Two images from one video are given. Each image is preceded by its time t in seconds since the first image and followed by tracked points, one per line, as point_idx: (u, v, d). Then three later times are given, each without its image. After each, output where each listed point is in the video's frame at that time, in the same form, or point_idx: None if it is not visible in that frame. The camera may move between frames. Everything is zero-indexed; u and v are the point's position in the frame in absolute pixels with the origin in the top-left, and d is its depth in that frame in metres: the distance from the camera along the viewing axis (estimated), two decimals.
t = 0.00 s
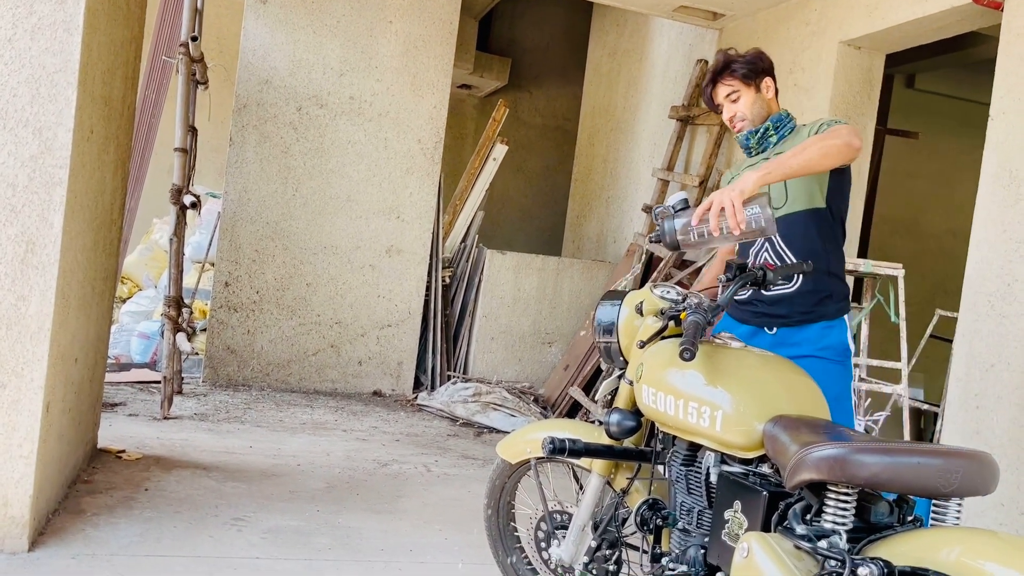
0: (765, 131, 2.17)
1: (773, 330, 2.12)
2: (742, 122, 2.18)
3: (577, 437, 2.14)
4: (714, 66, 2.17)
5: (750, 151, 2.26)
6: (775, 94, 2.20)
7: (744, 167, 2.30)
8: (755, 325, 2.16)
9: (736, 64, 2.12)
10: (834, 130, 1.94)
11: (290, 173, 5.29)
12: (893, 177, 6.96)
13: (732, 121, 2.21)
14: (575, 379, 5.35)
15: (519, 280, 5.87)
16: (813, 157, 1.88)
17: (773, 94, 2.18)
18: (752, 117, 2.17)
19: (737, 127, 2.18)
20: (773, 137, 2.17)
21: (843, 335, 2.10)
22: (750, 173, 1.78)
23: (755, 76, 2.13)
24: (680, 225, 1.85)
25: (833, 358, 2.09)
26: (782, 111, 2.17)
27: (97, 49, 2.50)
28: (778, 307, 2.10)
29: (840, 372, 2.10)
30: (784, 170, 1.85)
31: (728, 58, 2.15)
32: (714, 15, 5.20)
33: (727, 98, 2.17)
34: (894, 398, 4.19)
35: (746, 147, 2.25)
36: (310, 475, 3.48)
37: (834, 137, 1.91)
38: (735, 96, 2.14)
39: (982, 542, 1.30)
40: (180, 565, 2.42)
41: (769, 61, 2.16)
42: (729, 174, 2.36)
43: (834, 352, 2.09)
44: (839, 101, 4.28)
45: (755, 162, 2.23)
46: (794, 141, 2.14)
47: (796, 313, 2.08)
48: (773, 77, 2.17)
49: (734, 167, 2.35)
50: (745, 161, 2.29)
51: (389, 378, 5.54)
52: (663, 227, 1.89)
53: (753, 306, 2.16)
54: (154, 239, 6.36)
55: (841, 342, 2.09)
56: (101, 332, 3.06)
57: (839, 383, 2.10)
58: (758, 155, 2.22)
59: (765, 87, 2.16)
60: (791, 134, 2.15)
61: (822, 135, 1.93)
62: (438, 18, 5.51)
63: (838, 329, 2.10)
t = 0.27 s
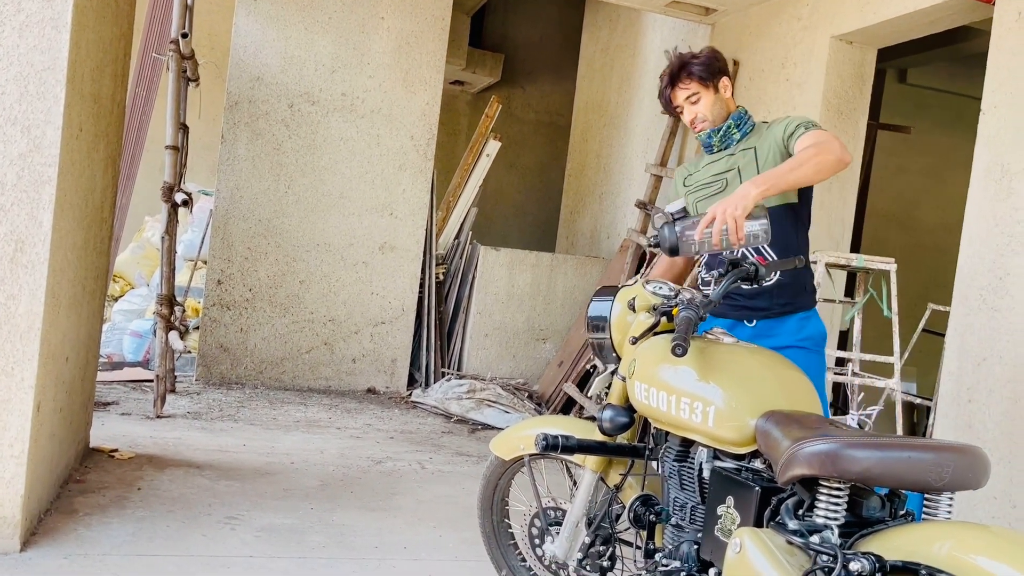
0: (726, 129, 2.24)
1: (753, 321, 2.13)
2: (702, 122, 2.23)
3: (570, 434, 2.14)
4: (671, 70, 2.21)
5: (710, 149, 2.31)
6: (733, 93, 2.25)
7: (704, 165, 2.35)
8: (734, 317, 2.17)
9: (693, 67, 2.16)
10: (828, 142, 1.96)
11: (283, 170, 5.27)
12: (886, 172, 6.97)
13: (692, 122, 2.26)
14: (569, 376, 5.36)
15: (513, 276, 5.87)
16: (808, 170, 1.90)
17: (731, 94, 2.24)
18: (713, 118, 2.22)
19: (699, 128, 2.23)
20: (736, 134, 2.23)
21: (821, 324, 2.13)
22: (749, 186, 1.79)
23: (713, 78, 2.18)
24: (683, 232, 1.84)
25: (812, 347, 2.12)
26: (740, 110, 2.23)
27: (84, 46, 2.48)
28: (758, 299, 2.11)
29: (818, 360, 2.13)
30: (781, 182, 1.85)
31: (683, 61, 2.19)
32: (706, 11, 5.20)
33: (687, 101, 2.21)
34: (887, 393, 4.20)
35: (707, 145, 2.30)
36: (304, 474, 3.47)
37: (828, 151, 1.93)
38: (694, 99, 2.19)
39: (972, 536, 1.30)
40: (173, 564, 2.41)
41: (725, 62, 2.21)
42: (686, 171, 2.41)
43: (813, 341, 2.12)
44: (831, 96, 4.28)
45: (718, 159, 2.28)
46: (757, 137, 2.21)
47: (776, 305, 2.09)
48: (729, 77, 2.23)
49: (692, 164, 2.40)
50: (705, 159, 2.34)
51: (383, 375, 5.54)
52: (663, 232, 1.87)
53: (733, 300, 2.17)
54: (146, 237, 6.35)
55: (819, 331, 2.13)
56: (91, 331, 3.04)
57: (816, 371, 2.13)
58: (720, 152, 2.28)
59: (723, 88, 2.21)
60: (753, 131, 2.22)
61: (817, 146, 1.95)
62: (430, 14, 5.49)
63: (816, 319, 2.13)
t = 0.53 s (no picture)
0: (706, 128, 2.32)
1: (732, 316, 2.20)
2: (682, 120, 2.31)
3: (561, 431, 2.13)
4: (654, 66, 2.28)
5: (688, 145, 2.39)
6: (713, 94, 2.34)
7: (684, 159, 2.43)
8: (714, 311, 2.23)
9: (675, 66, 2.24)
10: (803, 166, 2.05)
11: (272, 168, 5.25)
12: (875, 167, 6.99)
13: (672, 119, 2.34)
14: (561, 372, 5.36)
15: (504, 273, 5.86)
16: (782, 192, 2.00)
17: (712, 95, 2.32)
18: (694, 116, 2.31)
19: (680, 125, 2.32)
20: (715, 133, 2.32)
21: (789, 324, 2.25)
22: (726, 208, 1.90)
23: (694, 77, 2.26)
24: (659, 238, 1.90)
25: (781, 345, 2.23)
26: (720, 110, 2.32)
27: (69, 44, 2.46)
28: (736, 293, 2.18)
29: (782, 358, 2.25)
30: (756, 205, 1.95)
31: (666, 59, 2.27)
32: (696, 7, 5.19)
33: (669, 98, 2.29)
34: (877, 387, 4.21)
35: (687, 141, 2.38)
36: (296, 473, 3.46)
37: (802, 175, 2.03)
38: (677, 97, 2.27)
39: (960, 530, 1.30)
40: (162, 565, 2.40)
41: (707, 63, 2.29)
42: (663, 167, 2.48)
43: (783, 339, 2.23)
44: (820, 91, 4.29)
45: (696, 156, 2.36)
46: (734, 135, 2.30)
47: (755, 302, 2.18)
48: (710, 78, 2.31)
49: (667, 160, 2.48)
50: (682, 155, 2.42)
51: (374, 373, 5.53)
52: (637, 236, 1.93)
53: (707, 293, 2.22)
54: (135, 236, 6.32)
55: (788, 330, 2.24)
56: (79, 331, 3.02)
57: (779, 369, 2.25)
58: (699, 148, 2.36)
59: (704, 88, 2.29)
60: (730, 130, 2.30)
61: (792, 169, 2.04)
62: (419, 11, 5.47)
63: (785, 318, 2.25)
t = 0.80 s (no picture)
0: (696, 130, 2.42)
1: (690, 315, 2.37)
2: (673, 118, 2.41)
3: (551, 430, 2.13)
4: (653, 65, 2.39)
5: (675, 143, 2.50)
6: (707, 94, 2.44)
7: (668, 155, 2.53)
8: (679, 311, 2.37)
9: (674, 64, 2.35)
10: (758, 208, 2.21)
11: (261, 168, 5.23)
12: (864, 164, 7.02)
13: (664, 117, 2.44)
14: (552, 371, 5.36)
15: (495, 272, 5.85)
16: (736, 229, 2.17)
17: (706, 95, 2.43)
18: (687, 116, 2.41)
19: (673, 123, 2.41)
20: (703, 136, 2.42)
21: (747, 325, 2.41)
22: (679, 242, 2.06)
23: (692, 78, 2.37)
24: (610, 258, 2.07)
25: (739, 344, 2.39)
26: (712, 112, 2.43)
27: (54, 44, 2.44)
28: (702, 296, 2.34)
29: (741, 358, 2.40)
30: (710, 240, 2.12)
31: (666, 57, 2.37)
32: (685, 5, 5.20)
33: (665, 95, 2.40)
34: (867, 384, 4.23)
35: (673, 139, 2.49)
36: (287, 473, 3.45)
37: (755, 216, 2.20)
38: (672, 94, 2.38)
39: (949, 527, 1.31)
40: (152, 567, 2.39)
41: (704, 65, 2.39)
42: (650, 158, 2.59)
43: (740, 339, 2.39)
44: (808, 89, 4.30)
45: (680, 156, 2.48)
46: (719, 142, 2.42)
47: (712, 301, 2.36)
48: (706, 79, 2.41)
49: (655, 152, 2.59)
50: (667, 151, 2.53)
51: (365, 373, 5.51)
52: (591, 250, 2.10)
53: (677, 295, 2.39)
54: (123, 237, 6.28)
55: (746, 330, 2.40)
56: (68, 332, 3.00)
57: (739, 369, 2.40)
58: (685, 148, 2.47)
59: (699, 88, 2.40)
60: (714, 138, 2.42)
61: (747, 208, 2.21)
62: (408, 9, 5.45)
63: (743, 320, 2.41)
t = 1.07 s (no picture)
0: (668, 128, 2.46)
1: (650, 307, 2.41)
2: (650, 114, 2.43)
3: (542, 430, 2.13)
4: (630, 61, 2.39)
5: (647, 139, 2.54)
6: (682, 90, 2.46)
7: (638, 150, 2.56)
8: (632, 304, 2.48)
9: (650, 62, 2.36)
10: (713, 221, 2.28)
11: (251, 169, 5.22)
12: (852, 162, 7.05)
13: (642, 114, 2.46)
14: (543, 370, 5.36)
15: (486, 272, 5.85)
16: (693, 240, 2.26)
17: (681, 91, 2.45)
18: (661, 113, 2.44)
19: (648, 120, 2.44)
20: (675, 134, 2.47)
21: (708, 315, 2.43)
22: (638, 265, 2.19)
23: (668, 75, 2.38)
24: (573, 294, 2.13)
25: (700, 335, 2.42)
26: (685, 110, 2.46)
27: (40, 44, 2.42)
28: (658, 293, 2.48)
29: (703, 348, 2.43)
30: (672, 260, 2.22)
31: (643, 53, 2.38)
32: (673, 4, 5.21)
33: (642, 93, 2.41)
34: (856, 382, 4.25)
35: (645, 136, 2.53)
36: (277, 475, 3.44)
37: (710, 230, 2.27)
38: (649, 91, 2.40)
39: (936, 522, 1.31)
40: (141, 570, 2.38)
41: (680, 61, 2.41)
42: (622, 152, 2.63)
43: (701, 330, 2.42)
44: (797, 88, 4.31)
45: (650, 153, 2.52)
46: (689, 142, 2.46)
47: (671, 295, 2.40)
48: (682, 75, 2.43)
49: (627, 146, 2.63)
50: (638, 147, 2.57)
51: (356, 374, 5.50)
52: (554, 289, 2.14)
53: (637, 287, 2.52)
54: (111, 238, 6.26)
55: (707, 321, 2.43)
56: (56, 334, 2.99)
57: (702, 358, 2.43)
58: (656, 146, 2.51)
59: (675, 85, 2.42)
60: (684, 138, 2.47)
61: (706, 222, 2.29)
62: (397, 9, 5.44)
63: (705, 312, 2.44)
